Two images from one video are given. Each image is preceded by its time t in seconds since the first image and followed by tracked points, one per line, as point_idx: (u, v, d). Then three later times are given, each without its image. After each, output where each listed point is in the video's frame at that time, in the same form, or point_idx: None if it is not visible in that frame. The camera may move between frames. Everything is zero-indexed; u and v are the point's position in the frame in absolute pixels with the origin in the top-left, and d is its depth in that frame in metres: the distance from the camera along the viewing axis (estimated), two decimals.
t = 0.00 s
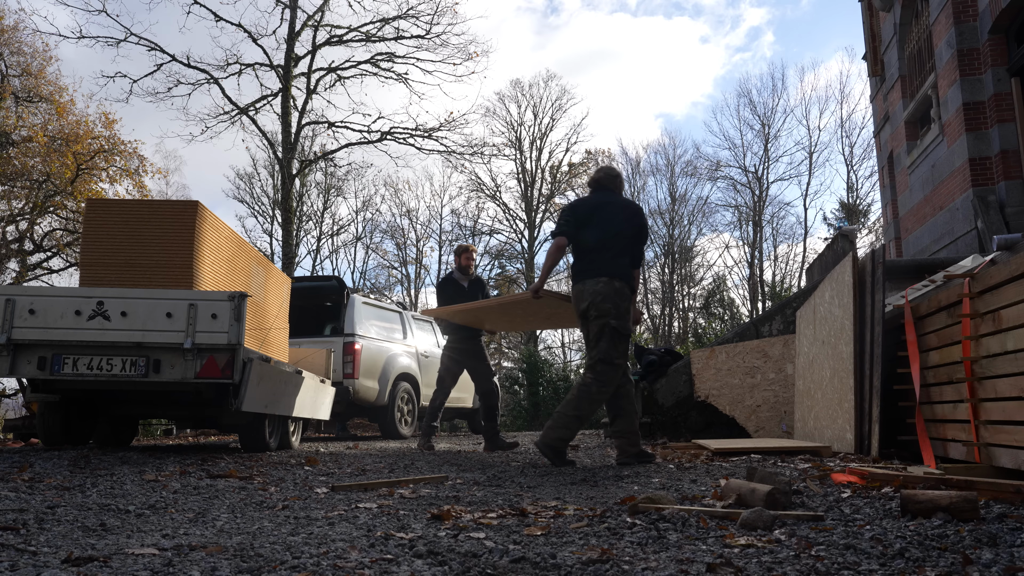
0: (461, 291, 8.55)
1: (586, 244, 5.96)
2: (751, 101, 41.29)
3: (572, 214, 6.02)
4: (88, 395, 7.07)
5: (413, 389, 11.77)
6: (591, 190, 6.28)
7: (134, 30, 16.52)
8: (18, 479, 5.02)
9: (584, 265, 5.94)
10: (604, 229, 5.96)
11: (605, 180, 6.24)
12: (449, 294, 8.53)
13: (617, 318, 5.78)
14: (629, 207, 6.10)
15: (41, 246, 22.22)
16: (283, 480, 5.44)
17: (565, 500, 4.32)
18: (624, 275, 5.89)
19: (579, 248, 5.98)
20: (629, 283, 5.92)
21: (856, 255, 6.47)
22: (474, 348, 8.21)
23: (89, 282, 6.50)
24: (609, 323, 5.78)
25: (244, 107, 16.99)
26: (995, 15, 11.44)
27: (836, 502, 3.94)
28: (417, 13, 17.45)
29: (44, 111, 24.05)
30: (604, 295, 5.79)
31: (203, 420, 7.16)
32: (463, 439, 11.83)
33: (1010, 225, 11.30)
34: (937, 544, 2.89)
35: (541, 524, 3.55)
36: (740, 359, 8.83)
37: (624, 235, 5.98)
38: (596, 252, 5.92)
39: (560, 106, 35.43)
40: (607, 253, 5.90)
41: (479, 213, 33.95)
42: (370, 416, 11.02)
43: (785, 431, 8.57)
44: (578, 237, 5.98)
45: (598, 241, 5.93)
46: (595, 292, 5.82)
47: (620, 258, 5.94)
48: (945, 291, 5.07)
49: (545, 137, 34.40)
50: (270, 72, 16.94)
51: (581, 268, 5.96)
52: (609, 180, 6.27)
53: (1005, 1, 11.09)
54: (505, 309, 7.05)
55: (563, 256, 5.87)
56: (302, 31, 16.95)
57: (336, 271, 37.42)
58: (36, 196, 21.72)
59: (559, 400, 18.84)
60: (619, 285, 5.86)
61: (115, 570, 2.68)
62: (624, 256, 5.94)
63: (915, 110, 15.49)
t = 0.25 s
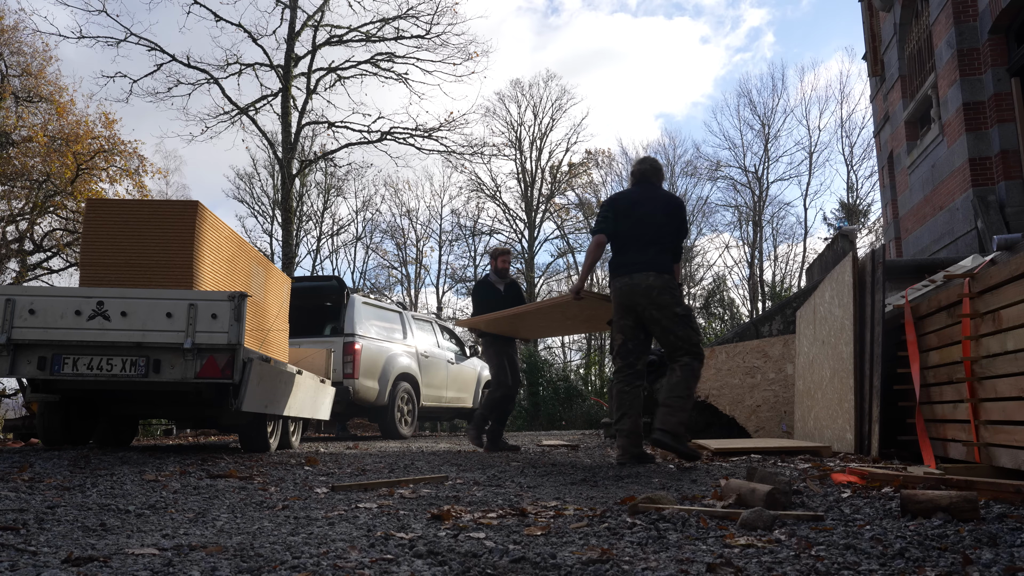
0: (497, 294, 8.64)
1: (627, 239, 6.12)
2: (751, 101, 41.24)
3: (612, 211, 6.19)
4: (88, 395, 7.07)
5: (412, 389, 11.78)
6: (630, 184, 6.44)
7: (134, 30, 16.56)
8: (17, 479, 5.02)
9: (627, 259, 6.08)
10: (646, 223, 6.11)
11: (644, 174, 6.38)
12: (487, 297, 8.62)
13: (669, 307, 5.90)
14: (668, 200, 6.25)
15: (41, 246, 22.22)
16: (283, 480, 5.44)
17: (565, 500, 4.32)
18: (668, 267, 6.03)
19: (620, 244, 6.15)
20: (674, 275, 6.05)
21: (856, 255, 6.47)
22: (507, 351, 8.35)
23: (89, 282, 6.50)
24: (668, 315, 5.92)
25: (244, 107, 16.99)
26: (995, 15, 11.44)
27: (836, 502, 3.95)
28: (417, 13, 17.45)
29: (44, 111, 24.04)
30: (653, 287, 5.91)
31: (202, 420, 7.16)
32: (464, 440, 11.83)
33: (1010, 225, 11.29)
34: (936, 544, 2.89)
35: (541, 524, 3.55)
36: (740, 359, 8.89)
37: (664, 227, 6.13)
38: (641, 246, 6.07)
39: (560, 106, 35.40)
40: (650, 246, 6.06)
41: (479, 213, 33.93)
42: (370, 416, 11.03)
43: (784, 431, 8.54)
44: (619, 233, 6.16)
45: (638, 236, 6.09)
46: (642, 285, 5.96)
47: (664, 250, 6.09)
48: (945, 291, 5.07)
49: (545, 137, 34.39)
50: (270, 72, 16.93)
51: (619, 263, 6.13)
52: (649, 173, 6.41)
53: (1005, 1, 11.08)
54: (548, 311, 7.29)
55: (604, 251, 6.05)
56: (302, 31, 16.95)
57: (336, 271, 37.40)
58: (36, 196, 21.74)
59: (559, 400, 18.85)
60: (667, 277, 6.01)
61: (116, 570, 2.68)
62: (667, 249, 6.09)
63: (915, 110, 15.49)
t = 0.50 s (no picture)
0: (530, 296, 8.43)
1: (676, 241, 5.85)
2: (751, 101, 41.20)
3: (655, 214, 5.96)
4: (88, 395, 7.07)
5: (412, 389, 11.78)
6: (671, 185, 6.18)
7: (133, 30, 16.53)
8: (18, 479, 5.02)
9: (676, 263, 5.84)
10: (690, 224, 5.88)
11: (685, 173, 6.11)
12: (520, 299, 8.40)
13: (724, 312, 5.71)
14: (713, 200, 6.00)
15: (41, 246, 22.23)
16: (283, 480, 5.44)
17: (565, 500, 4.32)
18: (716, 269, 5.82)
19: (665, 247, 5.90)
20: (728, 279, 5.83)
21: (856, 255, 6.47)
22: (541, 355, 8.25)
23: (89, 282, 6.50)
24: (721, 320, 5.71)
25: (244, 107, 16.99)
26: (995, 15, 11.44)
27: (836, 502, 3.94)
28: (417, 13, 17.44)
29: (44, 111, 24.04)
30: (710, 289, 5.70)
31: (203, 420, 7.18)
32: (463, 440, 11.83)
33: (1010, 225, 11.30)
34: (936, 544, 2.89)
35: (541, 524, 3.55)
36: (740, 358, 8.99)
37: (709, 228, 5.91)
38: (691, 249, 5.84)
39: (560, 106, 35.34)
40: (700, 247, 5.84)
41: (479, 213, 33.92)
42: (370, 416, 11.03)
43: (784, 431, 8.53)
44: (664, 236, 5.90)
45: (685, 240, 5.83)
46: (695, 287, 5.74)
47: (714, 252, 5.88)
48: (945, 291, 5.07)
49: (545, 137, 34.38)
50: (270, 72, 16.93)
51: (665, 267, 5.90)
52: (691, 174, 6.17)
53: (1005, 1, 11.08)
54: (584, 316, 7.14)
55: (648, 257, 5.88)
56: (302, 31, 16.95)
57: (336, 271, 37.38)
58: (36, 196, 21.74)
59: (559, 399, 18.85)
60: (722, 281, 5.81)
61: (116, 570, 2.68)
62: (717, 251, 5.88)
63: (915, 110, 15.49)
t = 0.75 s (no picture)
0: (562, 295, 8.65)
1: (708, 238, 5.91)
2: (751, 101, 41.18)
3: (682, 214, 6.03)
4: (88, 395, 7.07)
5: (413, 389, 11.79)
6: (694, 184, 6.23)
7: (133, 31, 16.68)
8: (18, 479, 5.02)
9: (712, 259, 5.89)
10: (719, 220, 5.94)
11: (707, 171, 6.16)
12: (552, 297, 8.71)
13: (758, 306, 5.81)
14: (738, 194, 6.03)
15: (41, 246, 22.23)
16: (283, 480, 5.44)
17: (565, 500, 4.32)
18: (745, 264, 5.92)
19: (694, 246, 5.98)
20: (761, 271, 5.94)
21: (856, 255, 6.47)
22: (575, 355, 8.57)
23: (89, 282, 6.50)
24: (753, 313, 5.81)
25: (244, 107, 17.00)
26: (995, 15, 11.44)
27: (836, 502, 3.94)
28: (417, 13, 17.44)
29: (44, 111, 24.04)
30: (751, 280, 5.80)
31: (204, 420, 7.19)
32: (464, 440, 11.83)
33: (1010, 225, 11.30)
34: (936, 544, 2.89)
35: (541, 524, 3.55)
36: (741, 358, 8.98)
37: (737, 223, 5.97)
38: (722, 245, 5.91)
39: (560, 106, 35.29)
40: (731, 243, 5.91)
41: (479, 213, 33.91)
42: (370, 416, 11.04)
43: (784, 431, 8.54)
44: (692, 235, 5.98)
45: (718, 237, 5.89)
46: (733, 280, 5.81)
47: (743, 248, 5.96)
48: (945, 291, 5.07)
49: (545, 137, 34.37)
50: (270, 72, 16.94)
51: (697, 266, 5.97)
52: (713, 172, 6.22)
53: (1005, 1, 11.09)
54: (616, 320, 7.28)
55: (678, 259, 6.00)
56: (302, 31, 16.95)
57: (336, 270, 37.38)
58: (36, 196, 21.75)
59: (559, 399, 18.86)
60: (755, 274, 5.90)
61: (115, 570, 2.68)
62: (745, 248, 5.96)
63: (915, 110, 15.49)
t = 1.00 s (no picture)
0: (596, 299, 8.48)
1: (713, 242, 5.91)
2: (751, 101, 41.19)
3: (685, 222, 6.06)
4: (88, 395, 7.07)
5: (413, 389, 11.79)
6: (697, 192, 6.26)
7: (133, 31, 16.95)
8: (18, 479, 5.02)
9: (716, 263, 5.87)
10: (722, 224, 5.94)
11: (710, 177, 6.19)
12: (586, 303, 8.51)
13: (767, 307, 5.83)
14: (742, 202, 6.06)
15: (41, 246, 22.22)
16: (283, 480, 5.44)
17: (565, 500, 4.32)
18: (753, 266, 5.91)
19: (699, 251, 5.97)
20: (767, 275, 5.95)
21: (856, 255, 6.47)
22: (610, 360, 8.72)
23: (89, 282, 6.50)
24: (766, 315, 5.85)
25: (244, 107, 17.01)
26: (995, 15, 11.44)
27: (836, 502, 3.94)
28: (417, 13, 17.42)
29: (44, 111, 24.05)
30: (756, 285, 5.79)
31: (203, 420, 7.18)
32: (463, 440, 11.83)
33: (1010, 225, 11.30)
34: (936, 544, 2.90)
35: (541, 524, 3.55)
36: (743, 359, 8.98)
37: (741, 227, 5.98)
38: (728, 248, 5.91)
39: (560, 106, 35.27)
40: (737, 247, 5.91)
41: (479, 213, 33.91)
42: (370, 416, 11.04)
43: (785, 432, 8.53)
44: (697, 241, 5.97)
45: (721, 242, 5.88)
46: (740, 285, 5.80)
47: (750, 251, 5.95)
48: (945, 291, 5.07)
49: (545, 137, 34.37)
50: (270, 72, 16.94)
51: (701, 271, 5.96)
52: (716, 180, 6.24)
53: (1005, 1, 11.09)
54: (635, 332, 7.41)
55: (685, 271, 6.00)
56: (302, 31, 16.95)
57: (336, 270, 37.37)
58: (36, 196, 21.75)
59: (559, 399, 18.86)
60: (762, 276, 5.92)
61: (115, 570, 2.68)
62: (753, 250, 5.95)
63: (915, 110, 15.49)
